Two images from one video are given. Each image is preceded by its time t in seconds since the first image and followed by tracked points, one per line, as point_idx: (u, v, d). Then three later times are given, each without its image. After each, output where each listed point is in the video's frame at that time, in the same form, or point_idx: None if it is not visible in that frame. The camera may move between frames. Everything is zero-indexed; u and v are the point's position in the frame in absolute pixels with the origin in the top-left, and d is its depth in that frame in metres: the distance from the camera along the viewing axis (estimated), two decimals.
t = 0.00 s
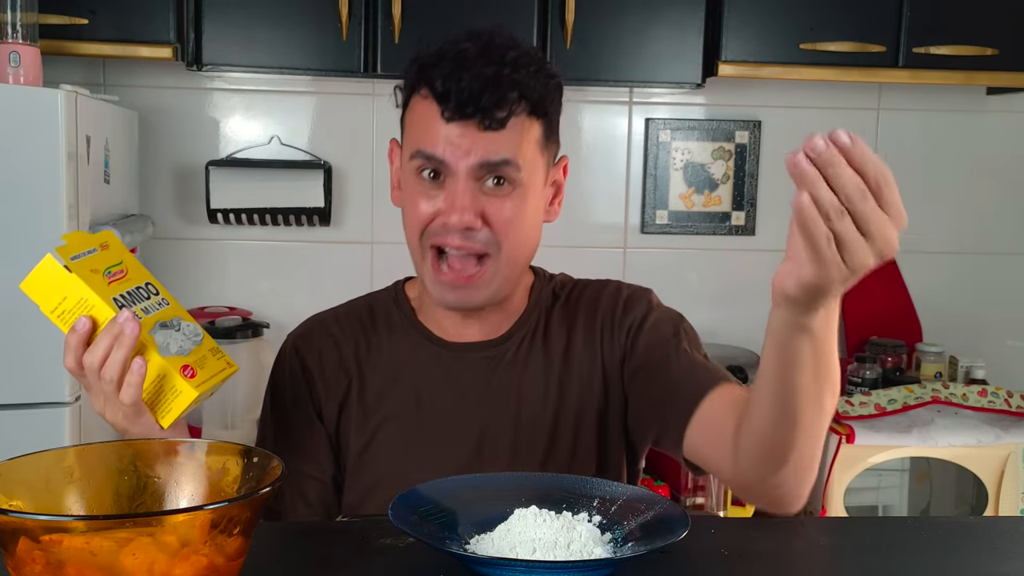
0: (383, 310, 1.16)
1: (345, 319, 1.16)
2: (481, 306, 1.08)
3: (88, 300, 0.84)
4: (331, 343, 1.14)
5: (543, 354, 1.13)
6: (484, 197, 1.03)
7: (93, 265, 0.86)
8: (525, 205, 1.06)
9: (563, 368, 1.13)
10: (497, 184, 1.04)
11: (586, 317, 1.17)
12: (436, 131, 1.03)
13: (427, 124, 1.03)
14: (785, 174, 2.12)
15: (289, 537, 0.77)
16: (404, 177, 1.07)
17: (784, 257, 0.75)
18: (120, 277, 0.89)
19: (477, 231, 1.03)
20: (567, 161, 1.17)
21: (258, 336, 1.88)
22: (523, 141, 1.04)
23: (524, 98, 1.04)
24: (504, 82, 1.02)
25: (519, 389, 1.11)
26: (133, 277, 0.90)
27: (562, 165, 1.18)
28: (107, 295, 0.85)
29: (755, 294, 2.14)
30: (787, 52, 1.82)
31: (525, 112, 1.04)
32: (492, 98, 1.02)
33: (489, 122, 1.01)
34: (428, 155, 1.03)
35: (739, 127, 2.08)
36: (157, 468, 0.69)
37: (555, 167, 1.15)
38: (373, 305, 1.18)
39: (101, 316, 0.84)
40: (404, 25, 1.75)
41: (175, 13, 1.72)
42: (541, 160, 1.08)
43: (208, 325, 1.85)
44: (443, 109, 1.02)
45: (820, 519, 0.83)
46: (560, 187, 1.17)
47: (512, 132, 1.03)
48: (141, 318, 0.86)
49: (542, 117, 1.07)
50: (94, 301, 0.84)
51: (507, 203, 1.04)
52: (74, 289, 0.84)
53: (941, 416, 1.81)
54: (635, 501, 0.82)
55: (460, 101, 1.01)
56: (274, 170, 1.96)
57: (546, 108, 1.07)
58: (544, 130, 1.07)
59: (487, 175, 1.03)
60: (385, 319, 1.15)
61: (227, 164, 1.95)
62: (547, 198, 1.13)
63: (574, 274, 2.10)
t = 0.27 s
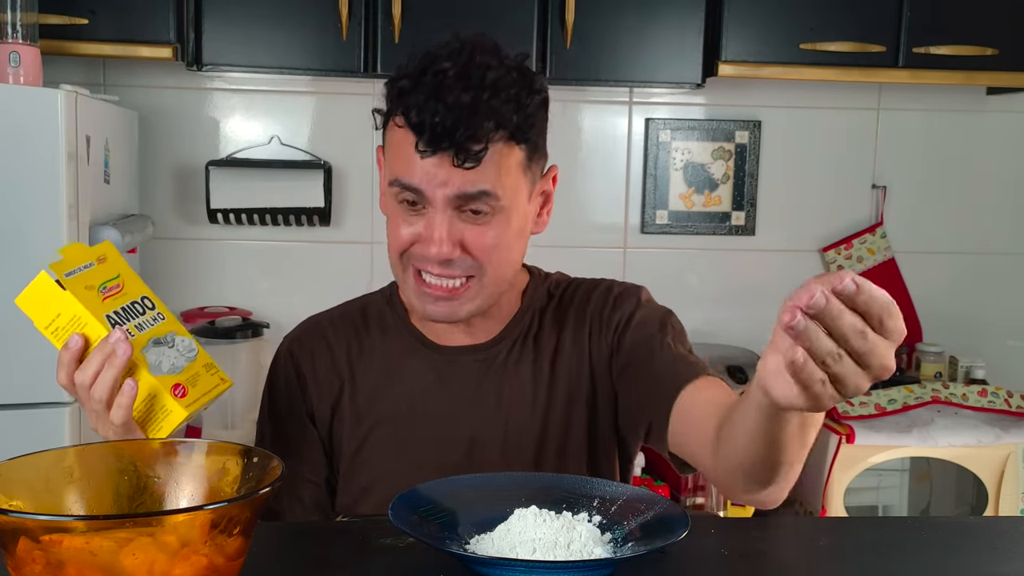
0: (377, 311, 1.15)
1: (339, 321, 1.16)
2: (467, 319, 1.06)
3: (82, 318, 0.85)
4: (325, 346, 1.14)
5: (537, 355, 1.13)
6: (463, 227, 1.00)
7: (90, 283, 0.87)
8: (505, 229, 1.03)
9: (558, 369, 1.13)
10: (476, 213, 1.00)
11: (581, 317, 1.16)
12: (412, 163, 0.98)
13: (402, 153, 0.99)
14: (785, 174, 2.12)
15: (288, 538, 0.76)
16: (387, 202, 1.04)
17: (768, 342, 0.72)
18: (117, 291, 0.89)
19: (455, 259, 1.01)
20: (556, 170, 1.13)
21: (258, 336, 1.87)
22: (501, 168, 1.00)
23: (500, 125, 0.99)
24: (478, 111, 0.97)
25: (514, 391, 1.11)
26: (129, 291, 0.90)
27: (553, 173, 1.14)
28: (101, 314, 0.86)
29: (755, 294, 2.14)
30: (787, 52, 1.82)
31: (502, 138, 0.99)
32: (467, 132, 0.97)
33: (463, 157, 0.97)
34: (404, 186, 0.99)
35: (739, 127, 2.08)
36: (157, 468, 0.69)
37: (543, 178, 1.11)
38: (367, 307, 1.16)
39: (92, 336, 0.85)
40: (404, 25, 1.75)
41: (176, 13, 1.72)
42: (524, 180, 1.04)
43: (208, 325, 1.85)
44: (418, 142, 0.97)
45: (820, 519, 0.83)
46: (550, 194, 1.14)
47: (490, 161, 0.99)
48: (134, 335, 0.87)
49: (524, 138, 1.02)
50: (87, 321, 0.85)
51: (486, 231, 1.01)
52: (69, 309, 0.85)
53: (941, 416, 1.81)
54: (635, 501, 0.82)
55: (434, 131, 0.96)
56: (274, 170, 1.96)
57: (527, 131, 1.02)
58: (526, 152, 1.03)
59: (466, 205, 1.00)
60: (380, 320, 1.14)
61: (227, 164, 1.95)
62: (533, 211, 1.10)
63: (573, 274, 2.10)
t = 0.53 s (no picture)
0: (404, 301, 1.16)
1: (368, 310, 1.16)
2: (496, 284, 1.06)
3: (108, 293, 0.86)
4: (351, 335, 1.15)
5: (563, 344, 1.12)
6: (491, 185, 1.03)
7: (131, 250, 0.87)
8: (533, 193, 1.05)
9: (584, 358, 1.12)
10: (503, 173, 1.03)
11: (608, 306, 1.15)
12: (442, 119, 1.03)
13: (432, 112, 1.04)
14: (785, 174, 2.12)
15: (289, 538, 0.76)
16: (416, 168, 1.08)
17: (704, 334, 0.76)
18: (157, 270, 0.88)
19: (484, 220, 1.03)
20: (584, 145, 1.15)
21: (258, 336, 1.87)
22: (529, 124, 1.04)
23: (527, 84, 1.03)
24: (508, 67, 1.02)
25: (539, 380, 1.10)
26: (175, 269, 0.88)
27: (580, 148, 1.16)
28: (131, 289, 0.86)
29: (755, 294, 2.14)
30: (787, 52, 1.82)
31: (530, 97, 1.04)
32: (492, 84, 1.01)
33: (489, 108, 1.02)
34: (432, 143, 1.03)
35: (739, 127, 2.08)
36: (157, 468, 0.69)
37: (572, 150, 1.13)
38: (395, 297, 1.17)
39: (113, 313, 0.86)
40: (404, 25, 1.75)
41: (175, 13, 1.72)
42: (551, 142, 1.07)
43: (208, 325, 1.85)
44: (447, 96, 1.02)
45: (821, 519, 0.83)
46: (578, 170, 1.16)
47: (518, 118, 1.03)
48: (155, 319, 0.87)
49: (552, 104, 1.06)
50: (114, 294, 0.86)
51: (514, 192, 1.04)
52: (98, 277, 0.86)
53: (941, 416, 1.81)
54: (635, 501, 0.82)
55: (461, 87, 1.02)
56: (274, 170, 1.96)
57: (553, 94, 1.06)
58: (555, 116, 1.07)
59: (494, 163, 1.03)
60: (406, 309, 1.14)
61: (227, 164, 1.95)
62: (562, 183, 1.12)
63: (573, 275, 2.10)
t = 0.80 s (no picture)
0: (400, 299, 1.15)
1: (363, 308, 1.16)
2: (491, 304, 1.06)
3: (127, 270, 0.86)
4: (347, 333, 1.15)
5: (559, 342, 1.12)
6: (489, 215, 1.00)
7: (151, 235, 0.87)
8: (531, 215, 1.03)
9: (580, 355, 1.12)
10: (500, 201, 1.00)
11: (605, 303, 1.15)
12: (435, 152, 0.98)
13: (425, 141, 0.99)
14: (785, 174, 2.12)
15: (289, 537, 0.77)
16: (410, 191, 1.04)
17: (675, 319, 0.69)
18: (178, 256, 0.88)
19: (484, 248, 1.01)
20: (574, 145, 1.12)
21: (258, 336, 1.87)
22: (526, 150, 0.99)
23: (524, 108, 0.98)
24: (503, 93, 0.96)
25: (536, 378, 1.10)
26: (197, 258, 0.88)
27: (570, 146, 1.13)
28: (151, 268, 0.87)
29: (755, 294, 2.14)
30: (787, 52, 1.82)
31: (525, 121, 0.98)
32: (491, 115, 0.96)
33: (488, 143, 0.97)
34: (428, 176, 0.99)
35: (739, 127, 2.08)
36: (157, 468, 0.69)
37: (563, 155, 1.10)
38: (390, 296, 1.16)
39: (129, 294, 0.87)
40: (404, 25, 1.75)
41: (176, 13, 1.72)
42: (546, 159, 1.03)
43: (208, 325, 1.85)
44: (443, 127, 0.97)
45: (820, 519, 0.83)
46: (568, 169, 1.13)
47: (516, 145, 0.98)
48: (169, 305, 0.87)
49: (546, 120, 1.01)
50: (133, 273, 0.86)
51: (514, 218, 1.01)
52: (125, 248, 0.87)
53: (941, 416, 1.81)
54: (634, 501, 0.82)
55: (458, 120, 0.96)
56: (273, 170, 1.96)
57: (548, 112, 1.01)
58: (548, 134, 1.02)
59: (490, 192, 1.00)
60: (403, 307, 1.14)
61: (227, 164, 1.95)
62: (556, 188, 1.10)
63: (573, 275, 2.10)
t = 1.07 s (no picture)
0: (378, 299, 1.17)
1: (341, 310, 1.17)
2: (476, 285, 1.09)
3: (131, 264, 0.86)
4: (325, 334, 1.16)
5: (538, 337, 1.14)
6: (481, 185, 1.03)
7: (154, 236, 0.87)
8: (521, 189, 1.06)
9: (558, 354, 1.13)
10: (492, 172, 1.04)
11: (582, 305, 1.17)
12: (427, 120, 1.02)
13: (417, 111, 1.03)
14: (785, 174, 2.12)
15: (289, 538, 0.76)
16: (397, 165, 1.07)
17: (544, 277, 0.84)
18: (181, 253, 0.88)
19: (477, 219, 1.04)
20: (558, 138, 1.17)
21: (257, 337, 1.86)
22: (517, 122, 1.03)
23: (518, 78, 1.03)
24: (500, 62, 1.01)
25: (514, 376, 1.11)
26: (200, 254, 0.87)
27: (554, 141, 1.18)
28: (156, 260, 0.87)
29: (755, 294, 2.14)
30: (787, 52, 1.82)
31: (518, 90, 1.04)
32: (487, 79, 1.01)
33: (482, 108, 1.01)
34: (420, 144, 1.03)
35: (739, 127, 2.08)
36: (157, 468, 0.69)
37: (547, 146, 1.15)
38: (367, 295, 1.18)
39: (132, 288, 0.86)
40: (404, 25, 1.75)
41: (175, 13, 1.72)
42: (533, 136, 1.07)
43: (208, 325, 1.85)
44: (437, 91, 1.01)
45: (820, 519, 0.83)
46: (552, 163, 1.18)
47: (508, 113, 1.03)
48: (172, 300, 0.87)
49: (535, 96, 1.07)
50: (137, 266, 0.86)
51: (506, 189, 1.04)
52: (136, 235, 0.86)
53: (941, 416, 1.81)
54: (635, 501, 0.82)
55: (453, 85, 1.00)
56: (273, 170, 1.96)
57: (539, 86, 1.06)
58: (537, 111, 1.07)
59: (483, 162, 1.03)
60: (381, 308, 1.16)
61: (227, 164, 1.95)
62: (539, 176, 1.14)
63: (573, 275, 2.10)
